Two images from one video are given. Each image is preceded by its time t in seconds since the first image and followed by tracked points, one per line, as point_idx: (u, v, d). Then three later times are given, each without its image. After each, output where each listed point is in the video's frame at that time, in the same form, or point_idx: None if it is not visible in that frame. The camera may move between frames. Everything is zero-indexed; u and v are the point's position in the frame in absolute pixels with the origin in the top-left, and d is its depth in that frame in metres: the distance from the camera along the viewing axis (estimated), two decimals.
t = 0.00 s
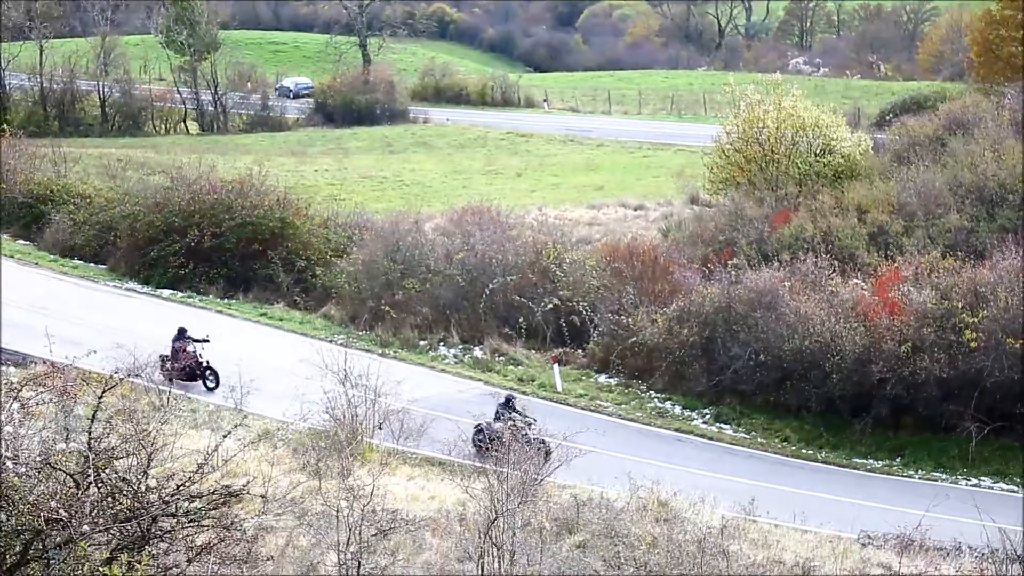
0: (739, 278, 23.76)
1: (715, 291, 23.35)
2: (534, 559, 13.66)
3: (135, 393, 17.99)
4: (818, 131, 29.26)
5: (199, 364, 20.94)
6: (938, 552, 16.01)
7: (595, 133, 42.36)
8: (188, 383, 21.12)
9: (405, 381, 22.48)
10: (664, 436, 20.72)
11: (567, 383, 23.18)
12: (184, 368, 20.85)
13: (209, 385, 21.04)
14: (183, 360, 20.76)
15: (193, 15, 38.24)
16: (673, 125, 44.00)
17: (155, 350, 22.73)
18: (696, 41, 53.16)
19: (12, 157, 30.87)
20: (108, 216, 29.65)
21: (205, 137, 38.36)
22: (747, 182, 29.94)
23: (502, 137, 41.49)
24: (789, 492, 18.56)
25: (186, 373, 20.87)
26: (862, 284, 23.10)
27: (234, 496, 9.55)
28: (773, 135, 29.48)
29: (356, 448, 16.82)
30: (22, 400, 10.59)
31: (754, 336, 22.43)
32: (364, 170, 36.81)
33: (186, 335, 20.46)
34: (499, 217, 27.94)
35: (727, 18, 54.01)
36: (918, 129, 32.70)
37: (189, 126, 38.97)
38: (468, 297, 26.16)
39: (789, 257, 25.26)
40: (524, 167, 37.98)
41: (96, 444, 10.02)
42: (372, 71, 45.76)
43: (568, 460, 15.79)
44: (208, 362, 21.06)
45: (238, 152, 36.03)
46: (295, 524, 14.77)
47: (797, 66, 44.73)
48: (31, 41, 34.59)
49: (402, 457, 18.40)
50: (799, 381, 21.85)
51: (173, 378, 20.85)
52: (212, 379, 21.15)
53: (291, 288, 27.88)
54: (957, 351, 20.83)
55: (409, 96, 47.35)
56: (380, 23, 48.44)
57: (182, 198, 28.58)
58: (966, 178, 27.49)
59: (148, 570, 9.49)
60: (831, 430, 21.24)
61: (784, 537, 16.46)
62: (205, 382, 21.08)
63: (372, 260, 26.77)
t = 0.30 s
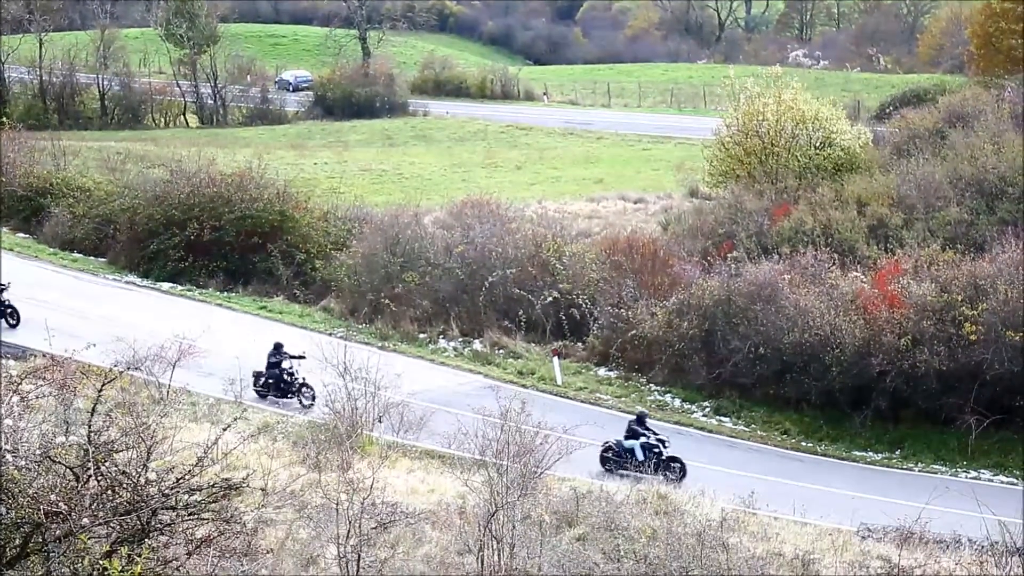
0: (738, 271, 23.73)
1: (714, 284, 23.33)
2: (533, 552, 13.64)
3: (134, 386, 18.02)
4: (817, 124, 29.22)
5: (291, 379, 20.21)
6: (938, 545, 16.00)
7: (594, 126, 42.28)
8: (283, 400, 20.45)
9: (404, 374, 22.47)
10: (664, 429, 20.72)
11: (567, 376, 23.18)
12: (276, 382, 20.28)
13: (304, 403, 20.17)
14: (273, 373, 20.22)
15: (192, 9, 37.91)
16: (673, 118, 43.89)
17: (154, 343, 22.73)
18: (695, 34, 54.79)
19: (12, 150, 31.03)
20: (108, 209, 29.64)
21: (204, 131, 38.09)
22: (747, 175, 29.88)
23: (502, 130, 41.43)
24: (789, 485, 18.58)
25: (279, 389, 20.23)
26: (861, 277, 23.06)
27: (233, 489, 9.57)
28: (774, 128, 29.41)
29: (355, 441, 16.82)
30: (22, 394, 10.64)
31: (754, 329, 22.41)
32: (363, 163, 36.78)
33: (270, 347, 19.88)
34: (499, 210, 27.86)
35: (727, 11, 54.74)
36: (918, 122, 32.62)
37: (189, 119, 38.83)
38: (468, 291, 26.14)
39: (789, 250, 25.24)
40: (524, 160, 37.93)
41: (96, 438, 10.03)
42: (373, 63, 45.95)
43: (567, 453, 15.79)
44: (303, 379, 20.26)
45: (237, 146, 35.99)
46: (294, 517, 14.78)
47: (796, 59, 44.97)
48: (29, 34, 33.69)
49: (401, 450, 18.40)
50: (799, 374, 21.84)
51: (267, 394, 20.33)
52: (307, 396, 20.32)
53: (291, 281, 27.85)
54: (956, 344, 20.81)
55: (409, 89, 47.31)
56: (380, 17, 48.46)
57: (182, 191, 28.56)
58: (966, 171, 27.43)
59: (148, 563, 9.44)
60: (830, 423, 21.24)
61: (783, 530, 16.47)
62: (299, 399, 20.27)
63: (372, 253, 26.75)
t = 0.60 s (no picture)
0: (737, 264, 23.72)
1: (713, 277, 23.31)
2: (532, 545, 13.67)
3: (132, 379, 18.05)
4: (816, 117, 29.18)
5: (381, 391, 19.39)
6: (936, 538, 16.01)
7: (593, 118, 42.19)
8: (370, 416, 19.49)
9: (403, 367, 22.47)
10: (662, 422, 20.73)
11: (565, 369, 23.20)
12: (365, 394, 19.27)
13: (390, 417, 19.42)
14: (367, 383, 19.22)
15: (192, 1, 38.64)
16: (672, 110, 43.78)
17: (153, 336, 22.73)
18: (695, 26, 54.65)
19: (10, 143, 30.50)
20: (106, 202, 29.57)
21: (203, 123, 38.04)
22: (745, 168, 29.84)
23: (501, 123, 41.35)
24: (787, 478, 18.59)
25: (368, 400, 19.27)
26: (860, 270, 23.02)
27: (232, 482, 9.57)
28: (773, 121, 29.37)
29: (354, 434, 16.83)
30: (21, 386, 10.64)
31: (753, 322, 22.38)
32: (362, 155, 36.73)
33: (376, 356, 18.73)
34: (499, 202, 27.79)
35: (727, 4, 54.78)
36: (917, 115, 32.54)
37: (188, 112, 38.66)
38: (467, 284, 26.13)
39: (788, 243, 25.23)
40: (522, 153, 37.89)
41: (93, 430, 10.00)
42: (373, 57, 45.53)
43: (566, 446, 15.79)
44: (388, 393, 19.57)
45: (235, 138, 35.94)
46: (293, 510, 14.84)
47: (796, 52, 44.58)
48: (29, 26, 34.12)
49: (400, 443, 18.40)
50: (798, 367, 21.83)
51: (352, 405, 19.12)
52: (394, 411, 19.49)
53: (290, 274, 27.85)
54: (955, 337, 20.79)
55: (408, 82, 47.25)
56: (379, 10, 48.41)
57: (180, 183, 28.45)
58: (965, 164, 27.37)
59: (147, 555, 9.48)
60: (829, 416, 21.25)
61: (781, 523, 16.50)
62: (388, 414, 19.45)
63: (371, 246, 26.70)
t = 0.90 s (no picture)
0: (734, 256, 23.74)
1: (710, 269, 23.32)
2: (529, 536, 13.70)
3: (129, 371, 18.08)
4: (814, 108, 29.15)
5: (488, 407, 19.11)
6: (933, 529, 16.01)
7: (590, 110, 42.14)
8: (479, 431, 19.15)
9: (400, 359, 22.47)
10: (660, 413, 20.75)
11: (562, 360, 23.23)
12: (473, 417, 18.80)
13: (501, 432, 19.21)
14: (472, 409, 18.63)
15: None
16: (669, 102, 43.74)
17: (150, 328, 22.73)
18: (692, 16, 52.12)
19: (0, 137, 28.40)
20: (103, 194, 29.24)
21: (200, 115, 39.00)
22: (743, 159, 29.82)
23: (498, 114, 41.29)
24: (783, 469, 18.60)
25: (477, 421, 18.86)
26: (858, 261, 23.01)
27: (231, 474, 9.58)
28: (770, 113, 29.37)
29: (352, 426, 16.87)
30: (18, 378, 10.63)
31: (750, 313, 22.38)
32: (359, 147, 36.69)
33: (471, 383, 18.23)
34: (496, 194, 27.76)
35: None
36: (914, 106, 32.52)
37: (185, 104, 39.40)
38: (464, 275, 26.12)
39: (785, 234, 25.25)
40: (520, 145, 37.85)
41: (91, 422, 9.99)
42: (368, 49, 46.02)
43: (564, 437, 15.81)
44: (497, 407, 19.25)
45: (232, 130, 35.91)
46: (292, 501, 14.85)
47: (795, 45, 42.63)
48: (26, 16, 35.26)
49: (397, 435, 18.41)
50: (795, 358, 21.83)
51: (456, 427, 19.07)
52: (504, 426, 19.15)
53: (287, 266, 28.22)
54: (952, 328, 20.80)
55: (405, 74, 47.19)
56: None
57: (176, 175, 27.87)
58: (962, 155, 27.32)
59: (145, 547, 9.42)
60: (825, 407, 21.30)
61: (778, 514, 16.54)
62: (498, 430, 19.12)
63: (368, 238, 26.67)
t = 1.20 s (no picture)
0: (729, 245, 23.75)
1: (705, 258, 23.32)
2: (525, 526, 13.73)
3: (125, 361, 18.09)
4: (809, 97, 29.12)
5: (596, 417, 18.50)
6: (929, 517, 16.03)
7: (586, 100, 42.03)
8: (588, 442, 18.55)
9: (396, 349, 22.46)
10: (656, 403, 20.76)
11: (558, 350, 23.20)
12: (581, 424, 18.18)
13: (609, 443, 18.51)
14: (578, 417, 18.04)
15: None
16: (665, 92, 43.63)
17: (146, 319, 22.68)
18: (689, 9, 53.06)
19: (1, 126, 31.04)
20: (98, 184, 29.61)
21: (194, 105, 38.10)
22: (738, 148, 29.74)
23: (493, 104, 41.18)
24: (780, 458, 18.63)
25: (584, 429, 18.24)
26: (853, 250, 23.01)
27: (225, 465, 9.59)
28: (765, 102, 29.32)
29: (348, 416, 16.91)
30: (13, 369, 10.62)
31: (746, 302, 22.40)
32: (354, 137, 36.60)
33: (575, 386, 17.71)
34: (491, 184, 27.72)
35: None
36: (909, 95, 32.50)
37: (179, 94, 38.92)
38: (460, 266, 26.08)
39: (780, 224, 25.25)
40: (515, 135, 37.76)
41: (87, 413, 9.96)
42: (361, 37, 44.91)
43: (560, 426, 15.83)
44: (605, 417, 18.51)
45: (227, 120, 35.90)
46: (287, 492, 14.84)
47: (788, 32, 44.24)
48: (19, 8, 35.91)
49: (394, 425, 18.40)
50: (791, 347, 21.86)
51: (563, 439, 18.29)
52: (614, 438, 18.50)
53: (283, 256, 27.67)
54: (947, 317, 20.84)
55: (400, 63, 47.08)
56: None
57: (172, 166, 28.44)
58: (957, 144, 27.27)
59: (140, 539, 9.44)
60: (821, 396, 21.31)
61: (774, 503, 16.58)
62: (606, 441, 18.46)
63: (364, 228, 26.66)
